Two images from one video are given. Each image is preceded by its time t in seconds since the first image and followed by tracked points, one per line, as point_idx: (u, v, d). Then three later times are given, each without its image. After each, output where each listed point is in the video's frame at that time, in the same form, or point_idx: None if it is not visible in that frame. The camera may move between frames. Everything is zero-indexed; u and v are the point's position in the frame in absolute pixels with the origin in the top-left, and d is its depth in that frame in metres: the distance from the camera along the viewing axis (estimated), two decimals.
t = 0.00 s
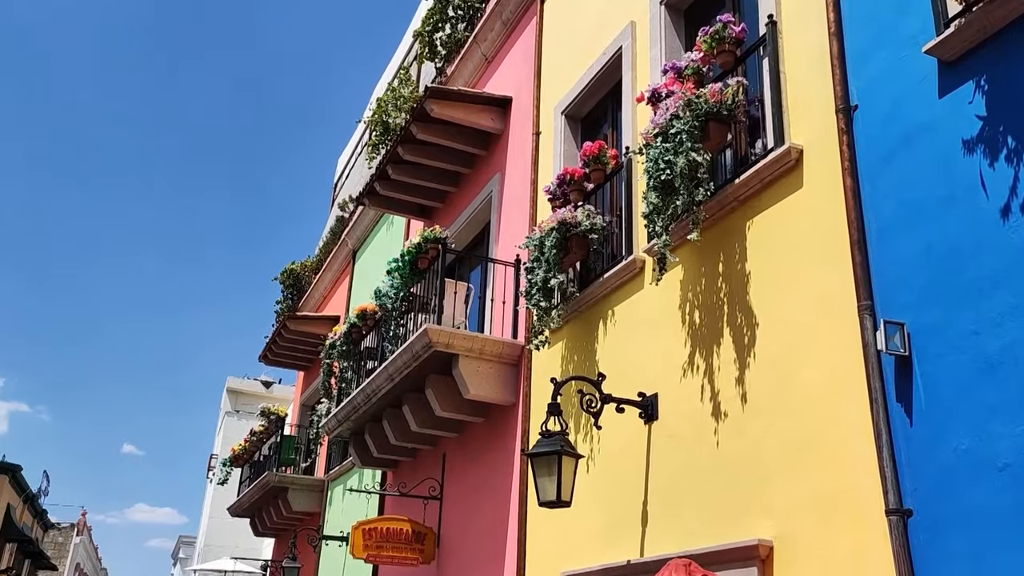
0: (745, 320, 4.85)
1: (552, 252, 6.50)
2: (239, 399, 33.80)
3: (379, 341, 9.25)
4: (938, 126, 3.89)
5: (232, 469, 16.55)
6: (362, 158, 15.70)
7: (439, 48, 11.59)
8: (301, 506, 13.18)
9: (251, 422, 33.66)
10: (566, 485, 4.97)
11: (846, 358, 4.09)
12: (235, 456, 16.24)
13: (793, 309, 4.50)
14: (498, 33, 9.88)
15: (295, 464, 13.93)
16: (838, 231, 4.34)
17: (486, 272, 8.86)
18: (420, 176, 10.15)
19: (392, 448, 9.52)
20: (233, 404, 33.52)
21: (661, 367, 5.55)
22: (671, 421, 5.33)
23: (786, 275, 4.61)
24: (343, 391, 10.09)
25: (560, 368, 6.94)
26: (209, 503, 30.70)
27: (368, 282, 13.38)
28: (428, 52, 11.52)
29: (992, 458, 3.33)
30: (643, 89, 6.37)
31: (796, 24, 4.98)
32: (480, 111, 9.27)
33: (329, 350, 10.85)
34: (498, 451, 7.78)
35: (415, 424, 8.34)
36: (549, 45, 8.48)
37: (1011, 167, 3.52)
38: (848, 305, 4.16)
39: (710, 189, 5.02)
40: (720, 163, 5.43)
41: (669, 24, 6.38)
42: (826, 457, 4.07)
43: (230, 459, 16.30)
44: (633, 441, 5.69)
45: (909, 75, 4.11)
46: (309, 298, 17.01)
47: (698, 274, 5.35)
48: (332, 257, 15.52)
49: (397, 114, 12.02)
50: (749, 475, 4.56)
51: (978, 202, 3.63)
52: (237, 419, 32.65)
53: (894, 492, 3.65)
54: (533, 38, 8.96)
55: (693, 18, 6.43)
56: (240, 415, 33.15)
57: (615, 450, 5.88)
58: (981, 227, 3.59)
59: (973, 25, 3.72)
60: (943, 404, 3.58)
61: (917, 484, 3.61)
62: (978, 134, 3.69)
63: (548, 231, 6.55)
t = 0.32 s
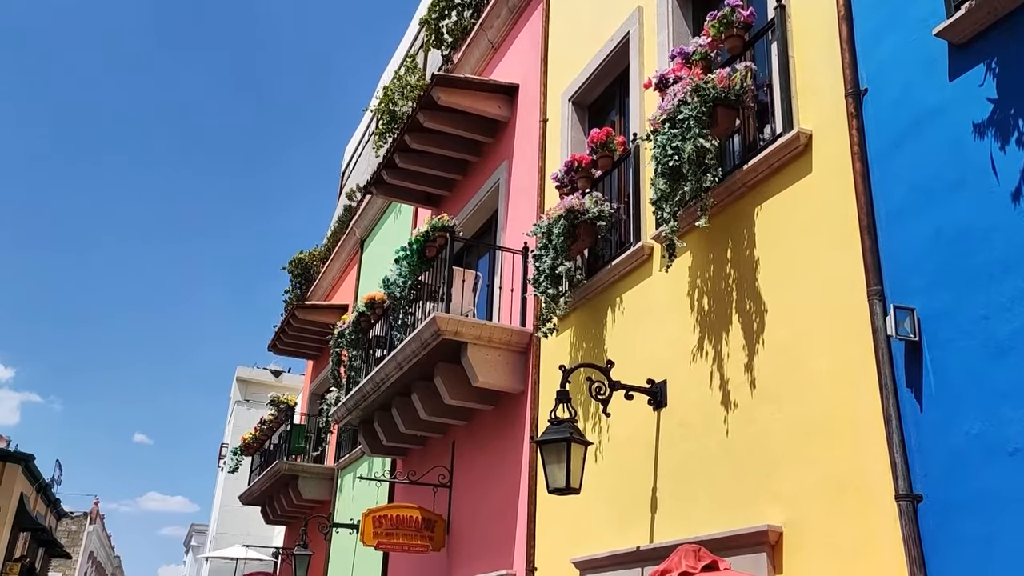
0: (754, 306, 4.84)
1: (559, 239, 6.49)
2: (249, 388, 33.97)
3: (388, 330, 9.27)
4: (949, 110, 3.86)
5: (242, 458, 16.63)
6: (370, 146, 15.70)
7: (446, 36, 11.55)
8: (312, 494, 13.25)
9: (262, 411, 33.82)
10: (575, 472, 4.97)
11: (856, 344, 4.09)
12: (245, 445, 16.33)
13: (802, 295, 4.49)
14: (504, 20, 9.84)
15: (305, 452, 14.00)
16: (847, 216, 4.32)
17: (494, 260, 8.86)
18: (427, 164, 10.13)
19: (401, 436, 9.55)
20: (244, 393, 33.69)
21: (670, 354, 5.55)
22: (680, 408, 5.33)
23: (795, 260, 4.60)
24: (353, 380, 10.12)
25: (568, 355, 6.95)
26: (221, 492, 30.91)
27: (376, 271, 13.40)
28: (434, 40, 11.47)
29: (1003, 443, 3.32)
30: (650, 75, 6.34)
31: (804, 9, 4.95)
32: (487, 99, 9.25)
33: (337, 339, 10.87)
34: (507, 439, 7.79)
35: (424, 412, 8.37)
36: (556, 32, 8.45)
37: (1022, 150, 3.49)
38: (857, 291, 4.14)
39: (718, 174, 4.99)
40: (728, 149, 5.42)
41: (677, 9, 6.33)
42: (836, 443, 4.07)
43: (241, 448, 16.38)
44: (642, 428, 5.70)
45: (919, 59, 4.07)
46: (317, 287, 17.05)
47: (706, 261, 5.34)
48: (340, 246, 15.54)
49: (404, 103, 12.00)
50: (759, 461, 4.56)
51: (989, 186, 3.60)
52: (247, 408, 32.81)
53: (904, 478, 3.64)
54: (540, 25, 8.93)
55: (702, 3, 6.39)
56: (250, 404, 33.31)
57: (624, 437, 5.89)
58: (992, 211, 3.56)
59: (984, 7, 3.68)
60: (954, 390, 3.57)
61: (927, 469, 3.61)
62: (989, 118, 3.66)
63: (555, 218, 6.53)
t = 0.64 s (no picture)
0: (765, 291, 4.82)
1: (568, 225, 6.47)
2: (260, 376, 34.16)
3: (398, 317, 9.29)
4: (962, 92, 3.82)
5: (255, 445, 16.73)
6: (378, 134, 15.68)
7: (454, 21, 11.49)
8: (324, 481, 13.33)
9: (273, 399, 34.02)
10: (587, 458, 4.98)
11: (868, 329, 4.07)
12: (257, 433, 16.42)
13: (814, 279, 4.47)
14: (512, 6, 9.79)
15: (317, 439, 14.07)
16: (859, 200, 4.29)
17: (504, 246, 8.86)
18: (436, 151, 10.12)
19: (412, 423, 9.59)
20: (255, 381, 33.89)
21: (681, 339, 5.55)
22: (691, 393, 5.33)
23: (806, 244, 4.58)
24: (363, 367, 10.16)
25: (578, 341, 6.95)
26: (234, 479, 31.15)
27: (386, 259, 13.41)
28: (442, 26, 11.42)
29: (1016, 427, 3.30)
30: (660, 59, 6.30)
31: None
32: (495, 85, 9.22)
33: (348, 327, 10.91)
34: (518, 425, 7.81)
35: (435, 398, 8.40)
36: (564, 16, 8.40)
37: None
38: (870, 275, 4.12)
39: (728, 159, 4.99)
40: (738, 133, 5.39)
41: None
42: (848, 427, 4.06)
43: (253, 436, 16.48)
44: (653, 413, 5.70)
45: (932, 40, 4.03)
46: (327, 275, 17.10)
47: (716, 246, 5.32)
48: (350, 234, 15.56)
49: (412, 90, 11.98)
50: (770, 446, 4.55)
51: (1003, 168, 3.57)
52: (259, 395, 32.99)
53: (916, 461, 3.64)
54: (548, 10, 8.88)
55: None
56: (262, 392, 33.50)
57: (635, 422, 5.89)
58: (1006, 193, 3.53)
59: None
60: (967, 373, 3.55)
61: (939, 453, 3.60)
62: (1003, 99, 3.62)
63: (565, 204, 6.51)
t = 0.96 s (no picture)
0: (775, 278, 4.81)
1: (577, 213, 6.46)
2: (270, 365, 34.31)
3: (407, 306, 9.30)
4: (974, 76, 3.79)
5: (265, 435, 16.82)
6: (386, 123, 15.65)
7: (461, 9, 11.44)
8: (334, 470, 13.38)
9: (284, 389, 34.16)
10: (597, 446, 4.99)
11: (879, 316, 4.05)
12: (268, 422, 16.49)
13: (825, 265, 4.45)
14: None
15: (327, 429, 14.13)
16: (870, 186, 4.27)
17: (513, 235, 8.85)
18: (445, 140, 10.11)
19: (422, 412, 9.61)
20: (265, 370, 34.05)
21: (690, 327, 5.54)
22: (700, 381, 5.32)
23: (816, 231, 4.56)
24: (373, 357, 10.18)
25: (588, 330, 6.95)
26: (245, 468, 31.34)
27: (394, 248, 13.42)
28: (449, 15, 11.35)
29: None
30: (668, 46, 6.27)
31: None
32: (503, 74, 9.21)
33: (357, 317, 10.92)
34: (527, 414, 7.83)
35: (445, 387, 8.41)
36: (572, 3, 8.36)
37: None
38: (881, 262, 4.10)
39: (738, 145, 4.96)
40: (748, 119, 5.37)
41: None
42: (859, 414, 4.05)
43: (264, 425, 16.56)
44: (663, 401, 5.70)
45: (944, 23, 4.00)
46: (337, 265, 17.13)
47: (726, 233, 5.30)
48: (358, 224, 15.56)
49: (420, 79, 11.95)
50: (780, 433, 4.55)
51: (1016, 152, 3.53)
52: (269, 385, 33.14)
53: (928, 448, 3.63)
54: None
55: None
56: (272, 381, 33.65)
57: (645, 411, 5.89)
58: (1018, 178, 3.50)
59: None
60: (979, 359, 3.53)
61: (951, 439, 3.59)
62: (1015, 83, 3.59)
63: (574, 192, 6.50)
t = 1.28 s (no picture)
0: (785, 266, 4.79)
1: (585, 202, 6.44)
2: (280, 356, 34.44)
3: (416, 296, 9.30)
4: (986, 60, 3.75)
5: (276, 425, 16.89)
6: (394, 113, 15.62)
7: None
8: (344, 460, 13.43)
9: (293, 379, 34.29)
10: (605, 435, 4.98)
11: (889, 303, 4.03)
12: (278, 412, 16.55)
13: (835, 252, 4.44)
14: None
15: (336, 419, 14.18)
16: (880, 172, 4.24)
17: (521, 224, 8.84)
18: (453, 130, 10.09)
19: (431, 401, 9.63)
20: (275, 361, 34.19)
21: (699, 315, 5.53)
22: (710, 369, 5.31)
23: (826, 218, 4.54)
24: (382, 346, 10.20)
25: (596, 318, 6.95)
26: (256, 458, 31.49)
27: (402, 238, 13.42)
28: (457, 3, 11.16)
29: None
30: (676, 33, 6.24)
31: None
32: (510, 62, 9.18)
33: (366, 307, 10.94)
34: (536, 403, 7.83)
35: (454, 376, 8.42)
36: None
37: None
38: (891, 248, 4.08)
39: (747, 133, 4.92)
40: (757, 106, 5.34)
41: None
42: (869, 401, 4.04)
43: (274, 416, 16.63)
44: (671, 390, 5.70)
45: (955, 8, 3.96)
46: (345, 255, 17.15)
47: (735, 221, 5.28)
48: (366, 214, 15.56)
49: (427, 68, 11.92)
50: (790, 421, 4.54)
51: None
52: (278, 375, 33.27)
53: (939, 435, 3.61)
54: None
55: None
56: (281, 371, 33.78)
57: (654, 399, 5.89)
58: None
59: None
60: (990, 346, 3.52)
61: (962, 427, 3.57)
62: None
63: (581, 180, 6.47)
